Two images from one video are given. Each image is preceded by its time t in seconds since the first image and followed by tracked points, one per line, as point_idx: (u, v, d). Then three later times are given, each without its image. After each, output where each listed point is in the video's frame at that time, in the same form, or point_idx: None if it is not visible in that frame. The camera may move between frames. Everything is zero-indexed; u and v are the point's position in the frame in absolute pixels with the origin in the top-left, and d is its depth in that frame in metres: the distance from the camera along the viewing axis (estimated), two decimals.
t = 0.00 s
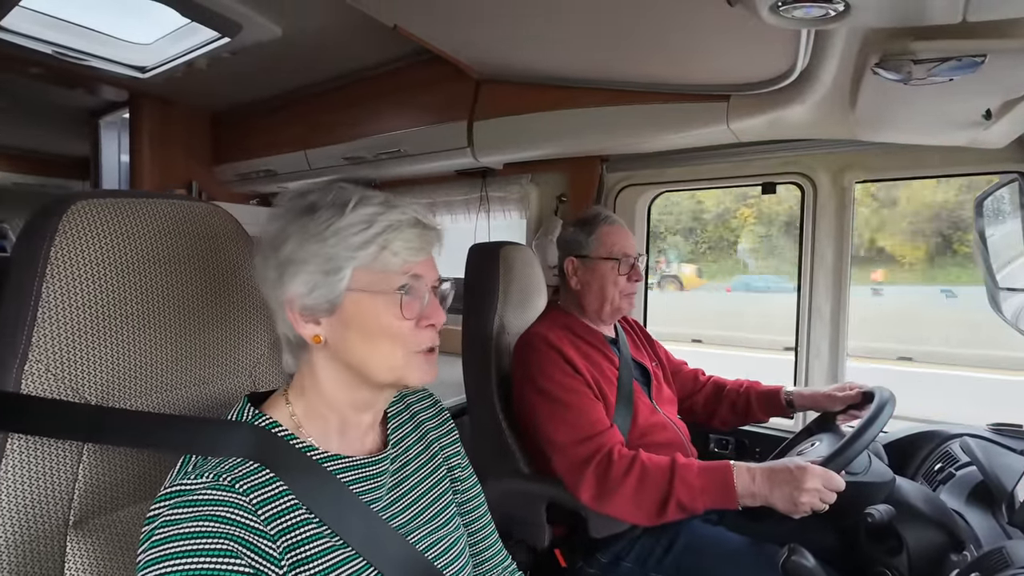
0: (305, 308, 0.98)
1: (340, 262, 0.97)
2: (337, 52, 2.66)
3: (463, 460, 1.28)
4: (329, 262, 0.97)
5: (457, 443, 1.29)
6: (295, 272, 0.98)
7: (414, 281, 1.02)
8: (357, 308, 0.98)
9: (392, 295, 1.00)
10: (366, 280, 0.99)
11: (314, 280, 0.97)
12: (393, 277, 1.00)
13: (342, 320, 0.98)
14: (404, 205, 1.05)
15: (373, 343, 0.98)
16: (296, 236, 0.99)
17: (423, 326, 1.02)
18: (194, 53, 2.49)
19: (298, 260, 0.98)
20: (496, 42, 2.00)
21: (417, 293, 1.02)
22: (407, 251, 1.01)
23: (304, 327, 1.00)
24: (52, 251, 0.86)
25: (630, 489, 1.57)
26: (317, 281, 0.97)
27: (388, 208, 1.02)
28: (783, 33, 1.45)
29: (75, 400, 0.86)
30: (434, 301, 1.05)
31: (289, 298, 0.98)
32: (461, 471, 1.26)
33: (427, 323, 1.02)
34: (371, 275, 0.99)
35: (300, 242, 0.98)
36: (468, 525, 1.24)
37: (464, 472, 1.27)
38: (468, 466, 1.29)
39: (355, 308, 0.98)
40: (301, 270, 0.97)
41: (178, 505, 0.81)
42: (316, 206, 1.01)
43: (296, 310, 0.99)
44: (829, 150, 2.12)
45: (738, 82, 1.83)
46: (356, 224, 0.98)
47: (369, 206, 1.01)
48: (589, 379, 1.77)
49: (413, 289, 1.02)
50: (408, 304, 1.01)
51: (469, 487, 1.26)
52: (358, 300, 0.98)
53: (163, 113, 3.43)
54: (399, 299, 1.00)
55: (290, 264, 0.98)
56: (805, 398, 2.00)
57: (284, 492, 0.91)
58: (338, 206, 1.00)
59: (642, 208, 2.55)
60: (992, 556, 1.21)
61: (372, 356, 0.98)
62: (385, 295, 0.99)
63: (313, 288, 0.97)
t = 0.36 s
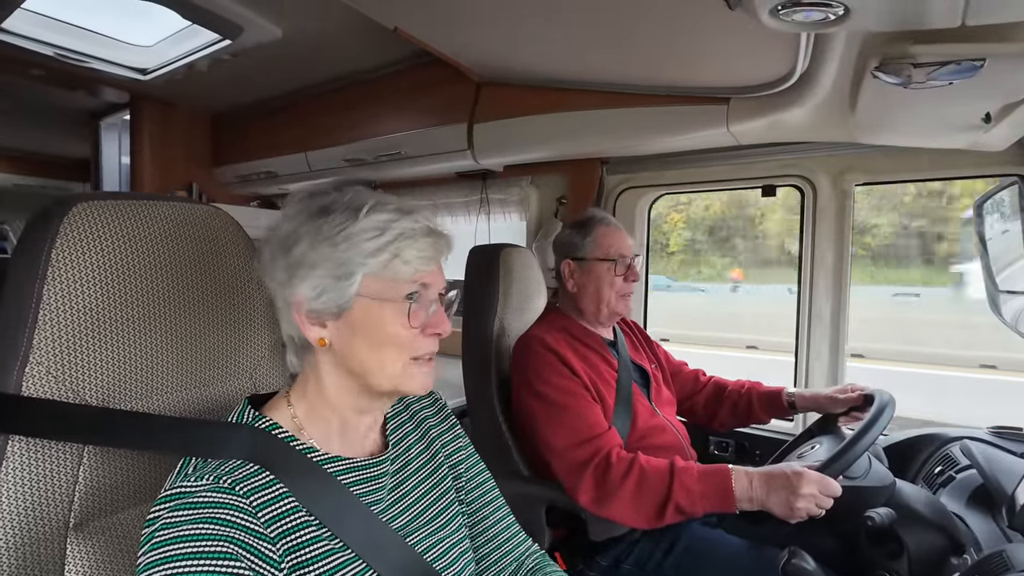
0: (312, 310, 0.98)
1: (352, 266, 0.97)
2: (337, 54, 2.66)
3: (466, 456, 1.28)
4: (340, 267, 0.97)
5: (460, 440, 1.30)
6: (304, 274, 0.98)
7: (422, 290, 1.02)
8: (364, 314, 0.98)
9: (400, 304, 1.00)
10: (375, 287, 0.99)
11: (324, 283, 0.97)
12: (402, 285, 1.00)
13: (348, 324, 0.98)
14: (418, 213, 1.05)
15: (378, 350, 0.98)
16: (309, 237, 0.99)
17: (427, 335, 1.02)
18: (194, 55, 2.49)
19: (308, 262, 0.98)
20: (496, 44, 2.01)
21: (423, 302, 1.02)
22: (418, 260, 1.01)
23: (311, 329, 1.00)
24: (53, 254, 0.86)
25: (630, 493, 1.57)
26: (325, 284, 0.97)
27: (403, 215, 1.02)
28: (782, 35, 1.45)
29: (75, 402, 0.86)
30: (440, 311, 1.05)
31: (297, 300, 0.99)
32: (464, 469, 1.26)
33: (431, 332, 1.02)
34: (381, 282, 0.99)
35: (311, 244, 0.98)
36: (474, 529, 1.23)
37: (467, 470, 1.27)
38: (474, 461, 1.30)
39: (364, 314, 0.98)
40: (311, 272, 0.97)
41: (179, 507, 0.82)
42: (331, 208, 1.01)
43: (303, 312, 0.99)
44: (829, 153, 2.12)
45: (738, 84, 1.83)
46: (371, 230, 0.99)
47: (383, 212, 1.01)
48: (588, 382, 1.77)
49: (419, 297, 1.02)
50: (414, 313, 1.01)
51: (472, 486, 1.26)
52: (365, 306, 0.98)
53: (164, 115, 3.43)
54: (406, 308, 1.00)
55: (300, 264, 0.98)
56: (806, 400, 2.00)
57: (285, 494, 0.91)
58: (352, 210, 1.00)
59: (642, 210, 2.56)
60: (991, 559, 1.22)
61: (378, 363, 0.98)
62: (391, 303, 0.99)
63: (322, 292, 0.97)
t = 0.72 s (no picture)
0: (368, 314, 0.96)
1: (407, 267, 0.97)
2: (339, 56, 2.67)
3: (465, 461, 1.29)
4: (397, 269, 0.96)
5: (460, 445, 1.30)
6: (361, 279, 0.94)
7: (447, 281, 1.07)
8: (414, 312, 0.99)
9: (436, 295, 1.03)
10: (423, 284, 1.01)
11: (383, 287, 0.95)
12: (436, 277, 1.03)
13: (403, 324, 0.99)
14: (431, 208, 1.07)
15: (418, 341, 1.01)
16: (362, 243, 0.94)
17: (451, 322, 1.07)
18: (196, 57, 2.50)
19: (366, 267, 0.94)
20: (498, 46, 2.01)
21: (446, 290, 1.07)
22: (443, 253, 1.05)
23: (367, 334, 0.97)
24: (60, 255, 0.87)
25: (632, 493, 1.58)
26: (384, 287, 0.96)
27: (426, 212, 1.04)
28: (782, 38, 1.46)
29: (82, 403, 0.87)
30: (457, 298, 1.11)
31: (350, 305, 0.94)
32: (464, 471, 1.27)
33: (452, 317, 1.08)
34: (425, 279, 1.01)
35: (364, 249, 0.93)
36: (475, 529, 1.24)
37: (466, 472, 1.28)
38: (470, 465, 1.30)
39: (414, 311, 1.00)
40: (371, 278, 0.94)
41: (188, 507, 0.83)
42: (368, 213, 0.96)
43: (361, 318, 0.95)
44: (830, 155, 2.13)
45: (739, 86, 1.84)
46: (415, 231, 0.99)
47: (417, 211, 1.02)
48: (590, 382, 1.77)
49: (447, 289, 1.07)
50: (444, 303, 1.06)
51: (470, 487, 1.27)
52: (414, 302, 1.00)
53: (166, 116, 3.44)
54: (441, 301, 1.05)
55: (356, 272, 0.94)
56: (806, 400, 2.00)
57: (291, 494, 0.91)
58: (390, 211, 0.98)
59: (643, 211, 2.56)
60: (992, 559, 1.22)
61: (420, 356, 1.02)
62: (432, 297, 1.02)
63: (382, 295, 0.95)
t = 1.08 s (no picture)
0: (346, 316, 0.96)
1: (385, 269, 0.97)
2: (340, 57, 2.67)
3: (469, 466, 1.28)
4: (374, 270, 0.96)
5: (465, 450, 1.29)
6: (339, 280, 0.95)
7: (443, 285, 1.04)
8: (398, 314, 0.99)
9: (427, 299, 1.01)
10: (408, 286, 0.99)
11: (359, 288, 0.95)
12: (428, 281, 1.02)
13: (385, 326, 0.98)
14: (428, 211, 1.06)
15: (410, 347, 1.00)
16: (338, 244, 0.94)
17: (450, 328, 1.05)
18: (197, 58, 2.50)
19: (341, 268, 0.95)
20: (499, 47, 2.01)
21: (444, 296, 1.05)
22: (438, 257, 1.03)
23: (345, 336, 0.97)
24: (61, 257, 0.86)
25: (635, 494, 1.58)
26: (361, 289, 0.95)
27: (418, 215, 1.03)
28: (783, 39, 1.46)
29: (82, 405, 0.86)
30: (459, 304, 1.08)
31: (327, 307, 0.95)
32: (468, 476, 1.26)
33: (453, 325, 1.05)
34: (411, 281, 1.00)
35: (341, 248, 0.95)
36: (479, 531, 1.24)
37: (471, 477, 1.27)
38: (474, 470, 1.30)
39: (398, 313, 0.99)
40: (346, 278, 0.94)
41: (192, 510, 0.83)
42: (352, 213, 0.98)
43: (337, 319, 0.96)
44: (831, 155, 2.13)
45: (740, 87, 1.84)
46: (398, 232, 0.98)
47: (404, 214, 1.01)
48: (592, 383, 1.77)
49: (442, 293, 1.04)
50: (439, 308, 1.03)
51: (475, 491, 1.27)
52: (398, 304, 0.99)
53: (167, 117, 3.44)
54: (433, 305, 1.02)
55: (333, 272, 0.94)
56: (806, 404, 2.00)
57: (295, 496, 0.92)
58: (376, 213, 0.99)
59: (644, 212, 2.56)
60: (996, 561, 1.22)
61: (411, 360, 1.00)
62: (421, 300, 1.01)
63: (358, 296, 0.95)
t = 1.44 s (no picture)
0: (305, 312, 1.00)
1: (330, 262, 0.98)
2: (342, 57, 2.68)
3: (474, 461, 1.29)
4: (319, 264, 0.98)
5: (470, 444, 1.30)
6: (295, 275, 1.00)
7: (405, 277, 1.03)
8: (350, 309, 1.00)
9: (382, 293, 1.01)
10: (357, 280, 1.00)
11: (308, 283, 0.99)
12: (381, 274, 1.01)
13: (338, 321, 1.00)
14: (394, 198, 1.06)
15: (370, 343, 1.00)
16: (292, 238, 1.01)
17: (418, 321, 1.02)
18: (200, 58, 2.50)
19: (295, 264, 0.99)
20: (502, 47, 2.02)
21: (408, 288, 1.03)
22: (394, 246, 1.02)
23: (305, 331, 1.02)
24: (73, 251, 0.88)
25: (637, 492, 1.59)
26: (311, 284, 0.99)
27: (377, 203, 1.04)
28: (785, 38, 1.47)
29: (93, 398, 0.88)
30: (431, 297, 1.06)
31: (289, 303, 1.01)
32: (473, 471, 1.27)
33: (423, 319, 1.03)
34: (362, 274, 1.00)
35: (295, 244, 1.00)
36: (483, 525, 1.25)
37: (476, 471, 1.29)
38: (479, 465, 1.31)
39: (349, 308, 1.00)
40: (296, 274, 0.99)
41: (199, 503, 0.83)
42: (308, 209, 1.02)
43: (295, 315, 1.01)
44: (832, 155, 2.14)
45: (741, 86, 1.85)
46: (344, 223, 1.00)
47: (355, 203, 1.02)
48: (590, 382, 1.78)
49: (403, 285, 1.02)
50: (399, 301, 1.02)
51: (479, 486, 1.28)
52: (346, 298, 1.00)
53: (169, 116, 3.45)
54: (391, 298, 1.01)
55: (285, 270, 1.00)
56: (807, 400, 2.00)
57: (301, 490, 0.93)
58: (324, 206, 1.01)
59: (645, 211, 2.57)
60: (997, 555, 1.23)
61: (370, 356, 1.00)
62: (375, 293, 1.00)
63: (309, 291, 0.99)
